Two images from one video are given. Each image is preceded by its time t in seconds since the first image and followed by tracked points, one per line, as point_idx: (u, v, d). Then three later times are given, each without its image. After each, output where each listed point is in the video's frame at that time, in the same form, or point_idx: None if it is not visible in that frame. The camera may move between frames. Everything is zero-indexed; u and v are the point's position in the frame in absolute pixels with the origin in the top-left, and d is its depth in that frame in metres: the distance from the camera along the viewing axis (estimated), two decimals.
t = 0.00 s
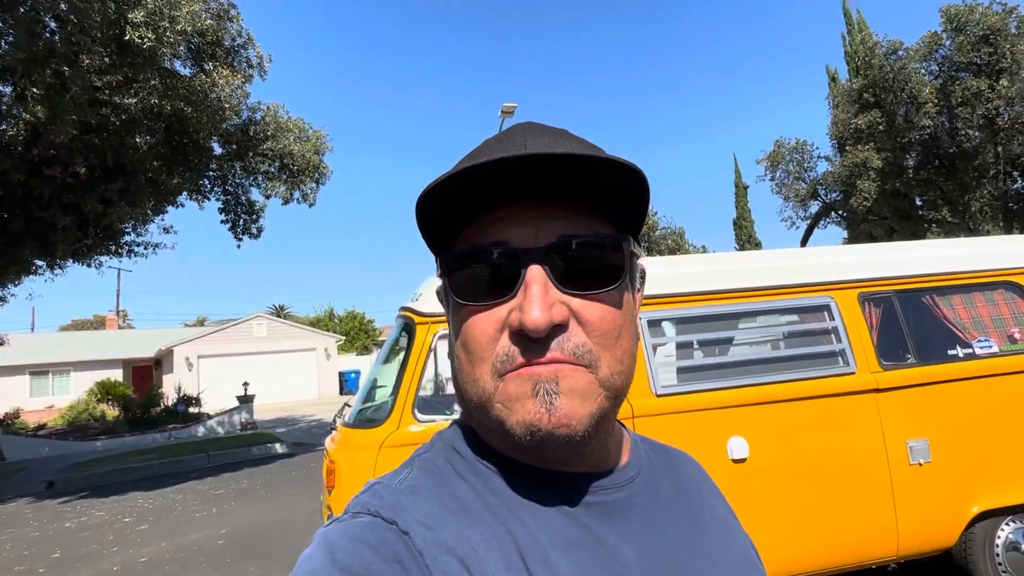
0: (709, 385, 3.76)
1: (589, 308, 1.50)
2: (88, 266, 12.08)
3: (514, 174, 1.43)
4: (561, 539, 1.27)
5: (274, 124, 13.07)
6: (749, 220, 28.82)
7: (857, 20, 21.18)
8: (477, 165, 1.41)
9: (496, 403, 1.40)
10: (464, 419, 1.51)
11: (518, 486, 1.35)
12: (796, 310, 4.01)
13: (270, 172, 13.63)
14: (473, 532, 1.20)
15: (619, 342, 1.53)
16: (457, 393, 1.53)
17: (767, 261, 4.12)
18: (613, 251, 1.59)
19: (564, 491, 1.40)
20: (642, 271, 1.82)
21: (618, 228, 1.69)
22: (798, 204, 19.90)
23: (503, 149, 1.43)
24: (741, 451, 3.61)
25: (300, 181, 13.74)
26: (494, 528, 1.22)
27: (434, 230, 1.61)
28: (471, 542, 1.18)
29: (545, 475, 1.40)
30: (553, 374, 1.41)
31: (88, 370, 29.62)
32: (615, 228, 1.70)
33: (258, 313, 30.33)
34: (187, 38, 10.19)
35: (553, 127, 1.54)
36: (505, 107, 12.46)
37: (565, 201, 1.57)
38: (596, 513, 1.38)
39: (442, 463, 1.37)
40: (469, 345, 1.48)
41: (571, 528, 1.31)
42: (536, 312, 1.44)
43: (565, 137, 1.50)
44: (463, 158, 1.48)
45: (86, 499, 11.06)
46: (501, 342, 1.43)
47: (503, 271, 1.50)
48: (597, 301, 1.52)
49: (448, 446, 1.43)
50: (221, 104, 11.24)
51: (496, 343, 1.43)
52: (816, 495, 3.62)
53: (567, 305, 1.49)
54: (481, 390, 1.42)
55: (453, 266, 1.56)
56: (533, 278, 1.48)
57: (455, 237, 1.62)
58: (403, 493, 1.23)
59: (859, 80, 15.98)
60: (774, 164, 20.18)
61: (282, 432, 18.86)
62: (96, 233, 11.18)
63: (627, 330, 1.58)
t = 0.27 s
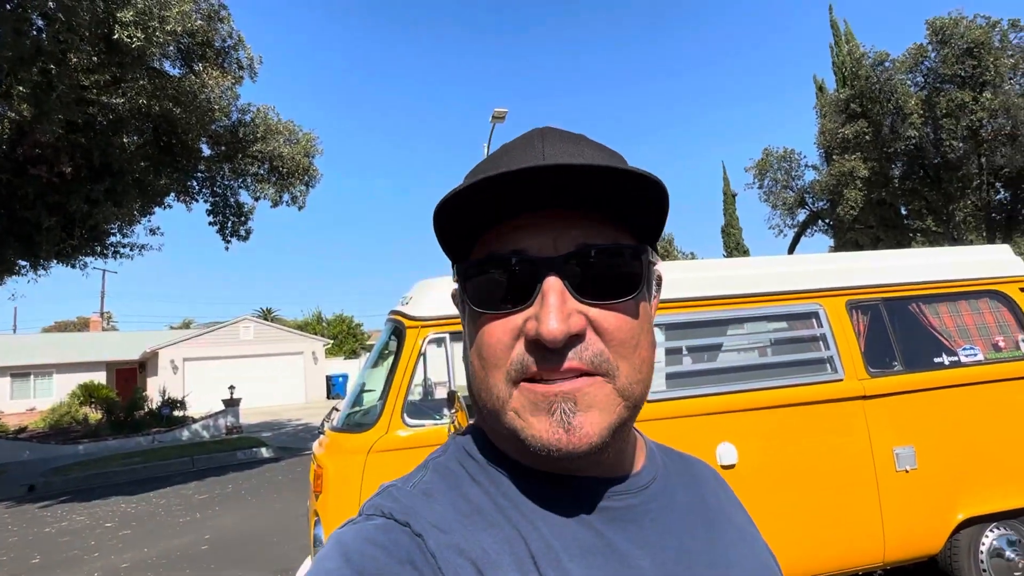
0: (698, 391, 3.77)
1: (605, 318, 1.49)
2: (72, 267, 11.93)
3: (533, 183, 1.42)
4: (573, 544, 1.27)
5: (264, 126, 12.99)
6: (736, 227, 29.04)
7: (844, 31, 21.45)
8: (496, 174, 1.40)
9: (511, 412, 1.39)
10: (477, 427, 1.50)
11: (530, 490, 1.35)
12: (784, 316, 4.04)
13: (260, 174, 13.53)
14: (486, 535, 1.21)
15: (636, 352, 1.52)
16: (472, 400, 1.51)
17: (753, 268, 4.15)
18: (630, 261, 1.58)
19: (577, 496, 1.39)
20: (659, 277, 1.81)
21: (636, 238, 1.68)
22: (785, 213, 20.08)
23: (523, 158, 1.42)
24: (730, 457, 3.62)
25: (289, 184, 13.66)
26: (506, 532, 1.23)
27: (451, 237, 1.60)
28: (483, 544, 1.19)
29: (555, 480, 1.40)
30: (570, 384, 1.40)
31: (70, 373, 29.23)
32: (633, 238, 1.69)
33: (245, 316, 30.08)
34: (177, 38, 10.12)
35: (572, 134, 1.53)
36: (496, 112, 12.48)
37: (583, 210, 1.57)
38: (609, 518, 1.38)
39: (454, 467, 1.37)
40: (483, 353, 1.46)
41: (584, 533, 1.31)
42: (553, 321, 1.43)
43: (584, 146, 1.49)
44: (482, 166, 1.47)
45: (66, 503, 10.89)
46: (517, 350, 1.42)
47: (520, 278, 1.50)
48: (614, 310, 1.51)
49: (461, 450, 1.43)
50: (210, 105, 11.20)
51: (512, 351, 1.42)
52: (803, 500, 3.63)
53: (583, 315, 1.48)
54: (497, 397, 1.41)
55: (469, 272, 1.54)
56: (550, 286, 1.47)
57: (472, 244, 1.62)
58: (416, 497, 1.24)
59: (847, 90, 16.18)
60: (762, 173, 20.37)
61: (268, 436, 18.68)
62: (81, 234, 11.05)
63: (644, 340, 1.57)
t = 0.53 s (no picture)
0: (691, 398, 3.77)
1: (599, 333, 1.49)
2: (64, 266, 11.85)
3: (529, 197, 1.42)
4: (562, 556, 1.27)
5: (259, 127, 12.95)
6: (731, 233, 29.12)
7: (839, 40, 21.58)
8: (492, 188, 1.39)
9: (502, 426, 1.39)
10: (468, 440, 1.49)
11: (520, 503, 1.34)
12: (778, 323, 4.05)
13: (255, 175, 13.46)
14: (476, 551, 1.20)
15: (629, 368, 1.51)
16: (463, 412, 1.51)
17: (747, 275, 4.15)
18: (625, 276, 1.58)
19: (567, 510, 1.38)
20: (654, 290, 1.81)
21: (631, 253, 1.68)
22: (780, 219, 20.16)
23: (520, 171, 1.42)
24: (722, 464, 3.61)
25: (284, 185, 13.62)
26: (497, 548, 1.22)
27: (445, 250, 1.59)
28: (474, 560, 1.18)
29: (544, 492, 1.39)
30: (562, 399, 1.40)
31: (61, 373, 29.01)
32: (628, 254, 1.68)
33: (239, 317, 29.94)
34: (172, 38, 10.08)
35: (568, 146, 1.53)
36: (493, 115, 12.49)
37: (578, 224, 1.56)
38: (600, 531, 1.37)
39: (443, 480, 1.36)
40: (476, 366, 1.45)
41: (574, 546, 1.31)
42: (546, 336, 1.43)
43: (582, 160, 1.48)
44: (479, 179, 1.46)
45: (55, 505, 10.78)
46: (510, 364, 1.42)
47: (514, 291, 1.49)
48: (608, 325, 1.51)
49: (450, 462, 1.42)
50: (205, 105, 11.15)
51: (505, 365, 1.42)
52: (795, 509, 3.63)
53: (577, 330, 1.48)
54: (489, 411, 1.40)
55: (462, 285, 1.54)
56: (545, 301, 1.47)
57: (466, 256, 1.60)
58: (405, 512, 1.23)
59: (842, 98, 16.27)
60: (757, 179, 20.45)
61: (260, 439, 18.57)
62: (74, 233, 10.98)
63: (637, 356, 1.57)
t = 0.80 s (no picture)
0: (691, 405, 3.76)
1: (591, 341, 1.49)
2: (68, 265, 11.89)
3: (521, 204, 1.43)
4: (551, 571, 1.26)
5: (263, 128, 12.99)
6: (734, 238, 29.10)
7: (843, 47, 21.59)
8: (484, 196, 1.40)
9: (494, 435, 1.38)
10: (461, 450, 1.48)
11: (511, 513, 1.34)
12: (779, 331, 4.04)
13: (258, 176, 13.49)
14: (466, 565, 1.20)
15: (621, 376, 1.51)
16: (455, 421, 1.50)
17: (748, 282, 4.14)
18: (617, 284, 1.58)
19: (559, 522, 1.38)
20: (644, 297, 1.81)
21: (623, 262, 1.68)
22: (783, 225, 20.14)
23: (514, 177, 1.42)
24: (721, 472, 3.60)
25: (287, 187, 13.66)
26: (487, 561, 1.23)
27: (437, 257, 1.59)
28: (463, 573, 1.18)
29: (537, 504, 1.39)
30: (555, 408, 1.40)
31: (63, 371, 29.07)
32: (619, 262, 1.69)
33: (241, 318, 29.98)
34: (177, 39, 10.13)
35: (562, 155, 1.54)
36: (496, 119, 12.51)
37: (571, 233, 1.57)
38: (593, 547, 1.37)
39: (434, 490, 1.36)
40: (467, 374, 1.45)
41: (562, 560, 1.30)
42: (539, 345, 1.43)
43: (575, 168, 1.50)
44: (473, 184, 1.47)
45: (55, 504, 10.80)
46: (502, 373, 1.41)
47: (505, 298, 1.49)
48: (600, 334, 1.51)
49: (440, 471, 1.42)
50: (210, 107, 11.18)
51: (497, 373, 1.42)
52: (794, 518, 3.61)
53: (569, 338, 1.48)
54: (481, 421, 1.40)
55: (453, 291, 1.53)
56: (537, 310, 1.47)
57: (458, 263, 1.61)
58: (395, 524, 1.23)
59: (845, 105, 16.25)
60: (760, 185, 20.44)
61: (260, 439, 18.58)
62: (77, 232, 11.02)
63: (628, 365, 1.57)
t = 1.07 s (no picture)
0: (697, 407, 3.75)
1: (570, 336, 1.52)
2: (81, 263, 12.03)
3: (505, 197, 1.44)
4: (528, 562, 1.29)
5: (274, 129, 13.09)
6: (745, 241, 28.94)
7: (856, 49, 21.45)
8: (468, 188, 1.41)
9: (470, 427, 1.41)
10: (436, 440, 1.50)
11: (489, 509, 1.37)
12: (785, 333, 4.02)
13: (269, 176, 13.60)
14: (441, 559, 1.21)
15: (599, 370, 1.55)
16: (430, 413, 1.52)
17: (757, 284, 4.14)
18: (595, 278, 1.61)
19: (537, 516, 1.40)
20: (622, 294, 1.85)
21: (602, 256, 1.71)
22: (793, 228, 20.02)
23: (498, 170, 1.44)
24: (726, 474, 3.59)
25: (298, 187, 13.76)
26: (462, 555, 1.24)
27: (416, 249, 1.59)
28: (437, 565, 1.19)
29: (518, 500, 1.41)
30: (532, 401, 1.43)
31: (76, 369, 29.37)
32: (599, 256, 1.72)
33: (251, 317, 30.18)
34: (190, 40, 10.23)
35: (542, 148, 1.56)
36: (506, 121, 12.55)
37: (552, 226, 1.58)
38: (567, 538, 1.40)
39: (409, 484, 1.37)
40: (445, 366, 1.47)
41: (539, 552, 1.33)
42: (517, 339, 1.46)
43: (557, 161, 1.52)
44: (456, 177, 1.47)
45: (66, 499, 10.91)
46: (480, 366, 1.44)
47: (484, 291, 1.51)
48: (578, 329, 1.54)
49: (415, 465, 1.44)
50: (222, 107, 11.27)
51: (475, 366, 1.44)
52: (799, 521, 3.59)
53: (548, 333, 1.51)
54: (457, 413, 1.42)
55: (432, 283, 1.55)
56: (516, 304, 1.50)
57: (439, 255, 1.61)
58: (370, 517, 1.23)
59: (857, 107, 16.14)
60: (771, 187, 20.33)
61: (269, 438, 18.69)
62: (90, 231, 11.15)
63: (605, 361, 1.61)
